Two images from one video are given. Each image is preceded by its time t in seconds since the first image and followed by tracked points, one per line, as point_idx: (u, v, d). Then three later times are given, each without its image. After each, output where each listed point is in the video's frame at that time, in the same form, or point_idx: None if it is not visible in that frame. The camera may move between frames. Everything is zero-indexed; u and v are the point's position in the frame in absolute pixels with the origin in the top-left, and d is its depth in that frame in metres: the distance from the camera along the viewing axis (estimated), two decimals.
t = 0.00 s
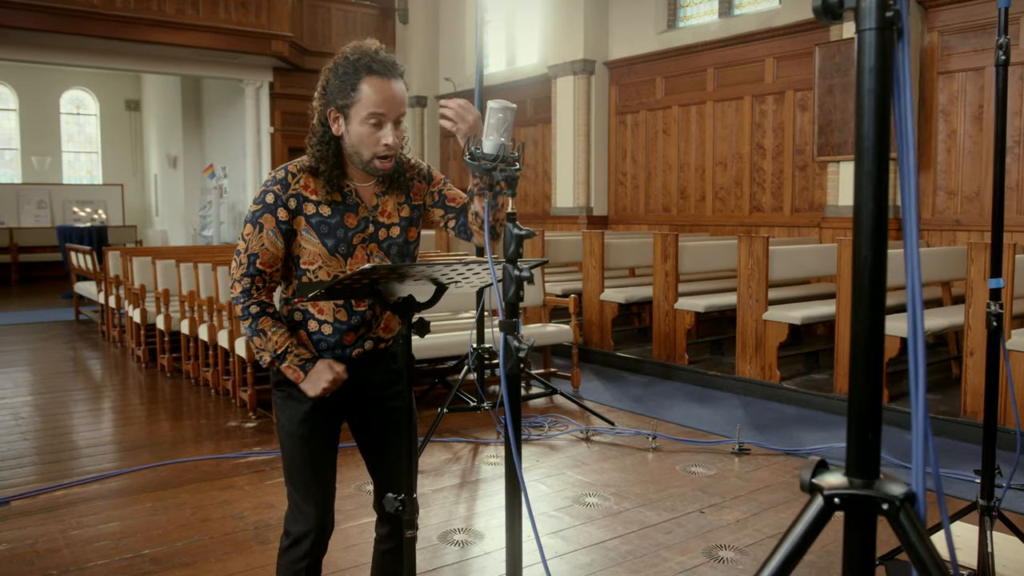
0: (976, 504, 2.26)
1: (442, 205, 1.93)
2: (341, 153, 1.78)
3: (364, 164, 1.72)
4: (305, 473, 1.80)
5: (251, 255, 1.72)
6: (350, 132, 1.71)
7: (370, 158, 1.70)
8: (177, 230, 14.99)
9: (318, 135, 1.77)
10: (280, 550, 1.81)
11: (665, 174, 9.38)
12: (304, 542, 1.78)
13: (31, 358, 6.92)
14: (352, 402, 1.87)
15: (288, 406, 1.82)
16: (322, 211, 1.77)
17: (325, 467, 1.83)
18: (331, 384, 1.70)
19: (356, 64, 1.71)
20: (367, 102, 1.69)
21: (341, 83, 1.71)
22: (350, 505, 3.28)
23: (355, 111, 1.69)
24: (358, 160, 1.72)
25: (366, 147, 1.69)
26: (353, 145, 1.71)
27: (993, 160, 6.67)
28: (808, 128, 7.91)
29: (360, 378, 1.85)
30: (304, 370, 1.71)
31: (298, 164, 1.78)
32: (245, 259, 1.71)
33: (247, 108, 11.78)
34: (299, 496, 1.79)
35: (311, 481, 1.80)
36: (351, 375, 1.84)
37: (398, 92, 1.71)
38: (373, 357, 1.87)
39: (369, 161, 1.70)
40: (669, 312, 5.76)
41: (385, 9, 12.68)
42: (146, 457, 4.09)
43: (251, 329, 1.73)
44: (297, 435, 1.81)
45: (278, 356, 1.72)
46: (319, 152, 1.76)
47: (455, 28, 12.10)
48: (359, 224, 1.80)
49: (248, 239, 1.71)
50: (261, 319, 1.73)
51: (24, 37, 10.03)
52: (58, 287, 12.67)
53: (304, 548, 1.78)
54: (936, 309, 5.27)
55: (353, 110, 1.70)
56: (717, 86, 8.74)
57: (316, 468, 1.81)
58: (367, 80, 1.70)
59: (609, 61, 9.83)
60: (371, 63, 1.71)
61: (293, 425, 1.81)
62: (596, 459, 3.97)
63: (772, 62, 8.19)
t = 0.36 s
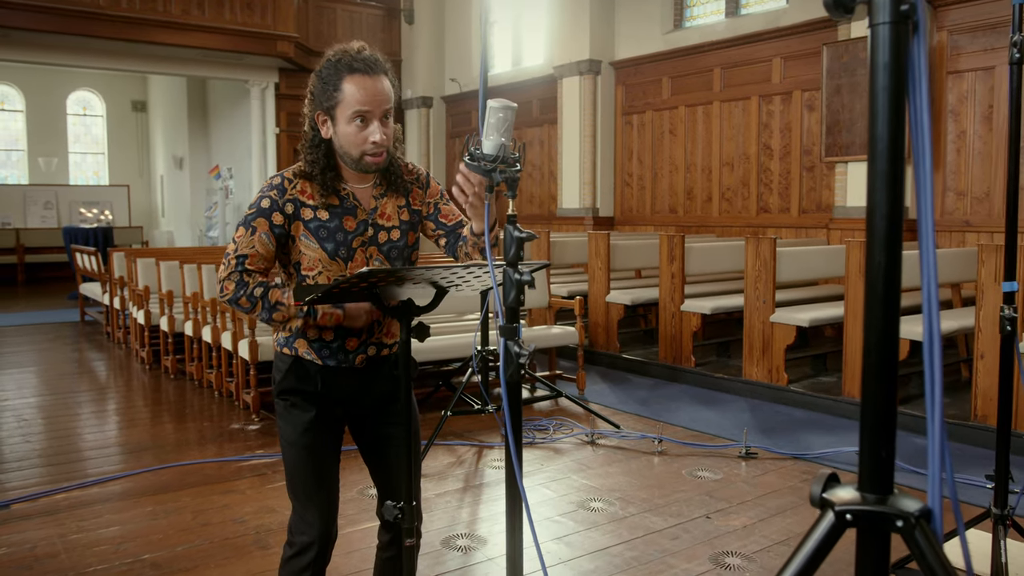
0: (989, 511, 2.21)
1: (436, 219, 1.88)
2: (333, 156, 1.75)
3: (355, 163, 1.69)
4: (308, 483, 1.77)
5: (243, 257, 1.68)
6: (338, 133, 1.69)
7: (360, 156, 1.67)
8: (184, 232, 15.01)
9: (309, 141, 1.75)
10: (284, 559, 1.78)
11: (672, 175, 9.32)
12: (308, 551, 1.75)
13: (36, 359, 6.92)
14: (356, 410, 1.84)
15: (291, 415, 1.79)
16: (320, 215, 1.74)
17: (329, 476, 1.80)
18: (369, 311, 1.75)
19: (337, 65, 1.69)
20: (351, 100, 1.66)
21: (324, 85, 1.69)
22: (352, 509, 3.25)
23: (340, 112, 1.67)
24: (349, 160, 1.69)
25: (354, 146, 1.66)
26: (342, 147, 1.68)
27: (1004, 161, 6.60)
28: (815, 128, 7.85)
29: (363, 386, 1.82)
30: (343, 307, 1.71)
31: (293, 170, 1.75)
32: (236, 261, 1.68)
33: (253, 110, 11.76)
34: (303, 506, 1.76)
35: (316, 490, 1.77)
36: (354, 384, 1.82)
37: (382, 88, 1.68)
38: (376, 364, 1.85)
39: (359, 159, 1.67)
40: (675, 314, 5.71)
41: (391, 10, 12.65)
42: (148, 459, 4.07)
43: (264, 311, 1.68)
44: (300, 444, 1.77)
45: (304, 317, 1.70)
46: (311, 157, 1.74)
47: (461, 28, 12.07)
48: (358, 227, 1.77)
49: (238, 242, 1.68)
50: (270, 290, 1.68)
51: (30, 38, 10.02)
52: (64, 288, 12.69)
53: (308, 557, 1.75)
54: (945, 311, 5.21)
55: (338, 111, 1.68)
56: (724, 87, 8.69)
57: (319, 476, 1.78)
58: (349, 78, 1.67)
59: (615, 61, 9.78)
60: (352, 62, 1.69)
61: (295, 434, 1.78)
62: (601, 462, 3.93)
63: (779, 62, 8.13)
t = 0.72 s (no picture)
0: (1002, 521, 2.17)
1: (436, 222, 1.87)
2: (327, 154, 1.73)
3: (348, 162, 1.66)
4: (309, 490, 1.74)
5: (238, 243, 1.61)
6: (330, 133, 1.66)
7: (354, 155, 1.64)
8: (191, 233, 15.04)
9: (304, 140, 1.73)
10: (285, 566, 1.76)
11: (679, 176, 9.28)
12: (310, 558, 1.73)
13: (43, 361, 6.92)
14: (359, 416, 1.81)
15: (292, 421, 1.76)
16: (319, 213, 1.71)
17: (331, 483, 1.78)
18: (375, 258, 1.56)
19: (327, 63, 1.66)
20: (342, 99, 1.63)
21: (314, 84, 1.66)
22: (355, 513, 3.22)
23: (332, 111, 1.64)
24: (343, 159, 1.66)
25: (348, 145, 1.64)
26: (335, 146, 1.66)
27: (1016, 162, 6.53)
28: (824, 129, 7.79)
29: (367, 392, 1.80)
30: (342, 246, 1.53)
31: (291, 168, 1.73)
32: (229, 246, 1.60)
33: (260, 111, 11.78)
34: (304, 513, 1.74)
35: (316, 497, 1.75)
36: (357, 390, 1.79)
37: (373, 86, 1.65)
38: (379, 366, 1.82)
39: (354, 158, 1.64)
40: (683, 316, 5.68)
41: (398, 11, 12.64)
42: (152, 462, 4.06)
43: (265, 276, 1.56)
44: (302, 451, 1.75)
45: (307, 271, 1.55)
46: (306, 155, 1.71)
47: (468, 28, 12.05)
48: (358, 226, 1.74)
49: (236, 230, 1.62)
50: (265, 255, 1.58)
51: (39, 40, 10.04)
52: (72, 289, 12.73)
53: (309, 566, 1.73)
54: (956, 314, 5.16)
55: (330, 109, 1.65)
56: (732, 87, 8.64)
57: (321, 484, 1.76)
58: (340, 76, 1.64)
59: (623, 62, 9.74)
60: (342, 60, 1.65)
61: (296, 441, 1.75)
62: (607, 467, 3.89)
63: (788, 62, 8.07)
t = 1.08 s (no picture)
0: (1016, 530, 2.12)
1: (438, 224, 1.86)
2: (325, 154, 1.71)
3: (347, 163, 1.64)
4: (314, 499, 1.72)
5: (240, 238, 1.58)
6: (327, 134, 1.64)
7: (352, 156, 1.62)
8: (200, 235, 15.07)
9: (301, 140, 1.71)
10: None
11: (688, 178, 9.23)
12: (313, 568, 1.71)
13: (50, 363, 6.93)
14: (364, 422, 1.78)
15: (296, 429, 1.73)
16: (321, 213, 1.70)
17: (336, 492, 1.75)
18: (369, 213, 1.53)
19: (322, 63, 1.63)
20: (338, 100, 1.61)
21: (310, 85, 1.64)
22: (360, 518, 3.20)
23: (328, 112, 1.62)
24: (341, 161, 1.64)
25: (345, 147, 1.61)
26: (332, 148, 1.63)
27: None
28: (834, 130, 7.73)
29: (372, 398, 1.77)
30: (333, 208, 1.50)
31: (291, 168, 1.72)
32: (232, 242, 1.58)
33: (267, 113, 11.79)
34: (307, 522, 1.71)
35: (320, 506, 1.72)
36: (362, 396, 1.76)
37: (370, 86, 1.62)
38: (385, 369, 1.79)
39: (350, 159, 1.62)
40: (691, 319, 5.64)
41: (406, 13, 12.61)
42: (157, 465, 4.05)
43: (267, 257, 1.52)
44: (305, 459, 1.72)
45: (306, 242, 1.53)
46: (305, 155, 1.70)
47: (476, 29, 12.03)
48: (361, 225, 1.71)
49: (238, 228, 1.60)
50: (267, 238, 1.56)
51: (48, 42, 10.07)
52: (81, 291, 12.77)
53: None
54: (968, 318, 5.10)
55: (326, 110, 1.62)
56: (741, 88, 8.59)
57: (325, 492, 1.73)
58: (336, 78, 1.61)
59: (631, 63, 9.70)
60: (337, 60, 1.63)
61: (300, 449, 1.72)
62: (615, 471, 3.86)
63: (797, 63, 8.02)
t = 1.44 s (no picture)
0: None
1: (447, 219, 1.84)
2: (329, 151, 1.69)
3: (350, 159, 1.61)
4: (319, 503, 1.69)
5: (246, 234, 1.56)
6: (329, 130, 1.61)
7: (355, 151, 1.59)
8: (208, 236, 15.09)
9: (304, 138, 1.69)
10: None
11: (697, 178, 9.18)
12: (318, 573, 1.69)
13: (58, 363, 6.94)
14: (372, 425, 1.74)
15: (302, 433, 1.70)
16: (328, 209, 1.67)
17: (343, 496, 1.72)
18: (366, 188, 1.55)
19: (322, 58, 1.61)
20: (339, 94, 1.58)
21: (310, 81, 1.61)
22: (366, 522, 3.17)
23: (329, 107, 1.59)
24: (344, 156, 1.61)
25: (347, 142, 1.58)
26: (335, 143, 1.61)
27: None
28: (845, 130, 7.67)
29: (380, 402, 1.73)
30: (331, 190, 1.52)
31: (295, 164, 1.70)
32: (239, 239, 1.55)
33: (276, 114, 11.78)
34: (313, 527, 1.69)
35: (327, 511, 1.70)
36: (370, 398, 1.72)
37: (371, 78, 1.59)
38: (392, 370, 1.75)
39: (354, 154, 1.60)
40: (700, 320, 5.59)
41: (414, 13, 12.59)
42: (163, 466, 4.03)
43: (272, 249, 1.49)
44: (311, 464, 1.69)
45: (308, 229, 1.51)
46: (308, 152, 1.69)
47: (483, 30, 12.01)
48: (367, 222, 1.68)
49: (245, 227, 1.57)
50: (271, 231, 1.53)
51: (57, 43, 10.08)
52: (90, 291, 12.80)
53: None
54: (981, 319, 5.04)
55: (327, 105, 1.59)
56: (751, 88, 8.53)
57: (330, 497, 1.70)
58: (337, 72, 1.58)
59: (639, 63, 9.66)
60: (336, 54, 1.60)
61: (307, 454, 1.69)
62: (624, 474, 3.82)
63: (807, 62, 7.96)
